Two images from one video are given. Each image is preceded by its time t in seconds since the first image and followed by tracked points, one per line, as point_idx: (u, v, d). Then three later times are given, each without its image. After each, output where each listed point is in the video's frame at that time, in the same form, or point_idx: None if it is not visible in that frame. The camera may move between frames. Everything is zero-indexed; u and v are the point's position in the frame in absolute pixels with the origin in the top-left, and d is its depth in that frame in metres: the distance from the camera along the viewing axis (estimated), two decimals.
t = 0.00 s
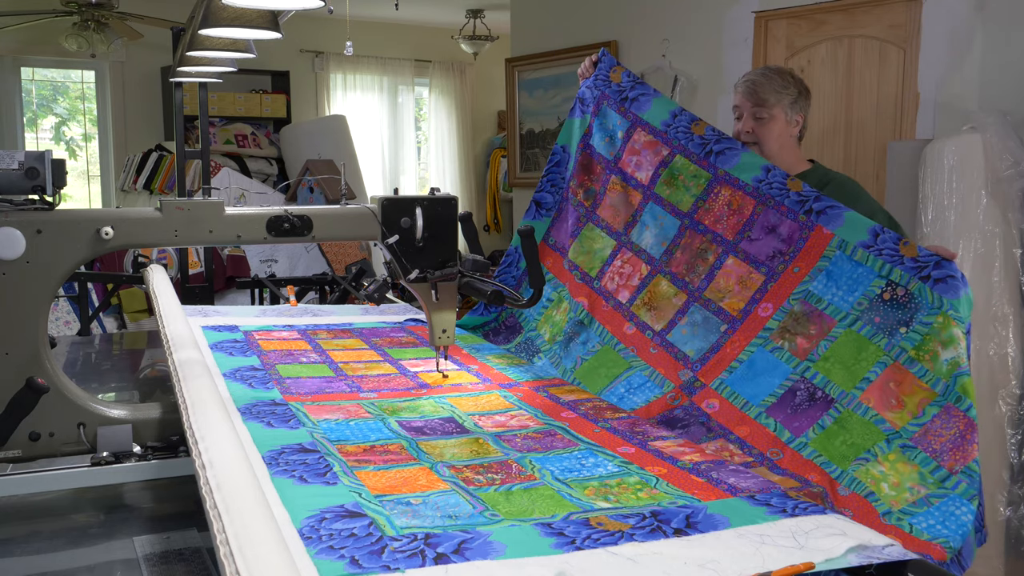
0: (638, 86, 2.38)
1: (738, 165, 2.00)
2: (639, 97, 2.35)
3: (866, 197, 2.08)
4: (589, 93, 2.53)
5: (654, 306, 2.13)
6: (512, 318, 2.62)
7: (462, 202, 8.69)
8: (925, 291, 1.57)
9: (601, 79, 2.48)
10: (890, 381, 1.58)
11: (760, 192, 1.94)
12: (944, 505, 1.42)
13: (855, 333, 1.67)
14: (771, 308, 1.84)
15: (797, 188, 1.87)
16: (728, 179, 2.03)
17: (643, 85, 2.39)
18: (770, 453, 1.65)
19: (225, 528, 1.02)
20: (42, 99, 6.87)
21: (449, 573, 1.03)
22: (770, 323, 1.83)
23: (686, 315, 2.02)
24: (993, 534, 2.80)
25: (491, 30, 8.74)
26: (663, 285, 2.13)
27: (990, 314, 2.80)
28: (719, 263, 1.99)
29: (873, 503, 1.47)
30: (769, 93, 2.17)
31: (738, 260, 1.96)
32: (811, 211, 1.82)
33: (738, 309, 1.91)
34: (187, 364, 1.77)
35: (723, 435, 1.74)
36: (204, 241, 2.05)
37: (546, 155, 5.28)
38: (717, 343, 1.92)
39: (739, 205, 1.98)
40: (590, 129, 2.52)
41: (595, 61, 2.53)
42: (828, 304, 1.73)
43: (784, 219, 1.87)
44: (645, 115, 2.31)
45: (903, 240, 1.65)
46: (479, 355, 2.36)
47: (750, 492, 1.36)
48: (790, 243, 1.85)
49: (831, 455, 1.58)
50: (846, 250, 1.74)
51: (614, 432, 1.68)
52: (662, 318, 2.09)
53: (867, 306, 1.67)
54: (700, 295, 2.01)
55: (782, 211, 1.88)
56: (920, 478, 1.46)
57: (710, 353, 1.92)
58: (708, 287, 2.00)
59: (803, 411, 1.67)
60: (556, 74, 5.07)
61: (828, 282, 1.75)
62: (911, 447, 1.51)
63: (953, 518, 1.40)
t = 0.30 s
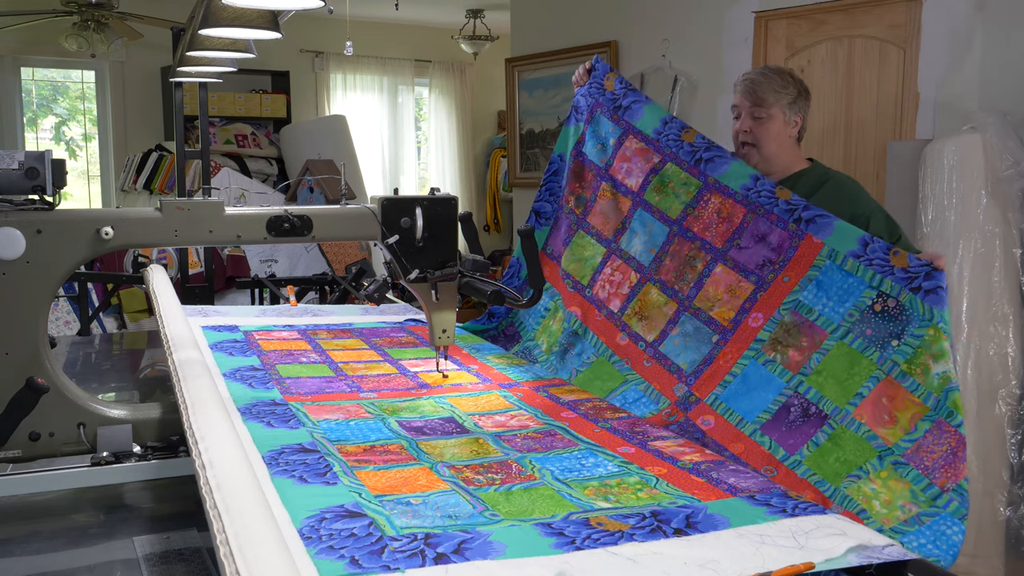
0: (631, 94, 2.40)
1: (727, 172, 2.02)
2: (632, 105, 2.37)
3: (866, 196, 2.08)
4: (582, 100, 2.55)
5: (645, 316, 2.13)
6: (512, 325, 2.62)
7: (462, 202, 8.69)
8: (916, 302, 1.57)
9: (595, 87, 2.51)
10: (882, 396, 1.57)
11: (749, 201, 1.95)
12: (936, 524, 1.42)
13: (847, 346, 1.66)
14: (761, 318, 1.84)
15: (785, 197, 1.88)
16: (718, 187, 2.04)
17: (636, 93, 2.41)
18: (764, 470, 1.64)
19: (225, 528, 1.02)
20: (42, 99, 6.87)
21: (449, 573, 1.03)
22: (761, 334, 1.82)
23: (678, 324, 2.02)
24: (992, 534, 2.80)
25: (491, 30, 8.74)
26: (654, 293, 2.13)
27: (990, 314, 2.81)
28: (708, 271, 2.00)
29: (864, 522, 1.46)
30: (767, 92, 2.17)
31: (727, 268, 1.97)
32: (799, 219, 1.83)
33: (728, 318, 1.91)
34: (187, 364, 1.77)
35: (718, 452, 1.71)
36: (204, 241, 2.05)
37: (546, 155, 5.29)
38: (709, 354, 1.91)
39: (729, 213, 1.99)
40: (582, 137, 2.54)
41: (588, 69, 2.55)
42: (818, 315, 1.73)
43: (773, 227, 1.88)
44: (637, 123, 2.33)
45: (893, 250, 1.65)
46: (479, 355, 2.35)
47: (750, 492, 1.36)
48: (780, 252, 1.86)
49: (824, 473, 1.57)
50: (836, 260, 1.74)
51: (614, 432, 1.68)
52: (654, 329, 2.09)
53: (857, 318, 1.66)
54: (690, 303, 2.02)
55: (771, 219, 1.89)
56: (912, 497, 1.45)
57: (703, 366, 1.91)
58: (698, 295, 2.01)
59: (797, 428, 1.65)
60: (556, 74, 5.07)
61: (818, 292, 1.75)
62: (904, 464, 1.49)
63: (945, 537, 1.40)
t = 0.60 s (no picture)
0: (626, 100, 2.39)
1: (721, 180, 2.02)
2: (627, 112, 2.36)
3: (861, 195, 2.08)
4: (578, 106, 2.54)
5: (637, 320, 2.13)
6: (512, 330, 2.62)
7: (462, 202, 8.69)
8: (906, 306, 1.58)
9: (590, 93, 2.50)
10: (872, 400, 1.57)
11: (744, 208, 1.95)
12: (925, 531, 1.43)
13: (838, 350, 1.66)
14: (754, 323, 1.83)
15: (779, 204, 1.87)
16: (713, 194, 2.03)
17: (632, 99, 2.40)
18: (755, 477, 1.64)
19: (226, 528, 1.02)
20: (42, 99, 6.87)
21: (449, 573, 1.03)
22: (753, 339, 1.82)
23: (670, 330, 2.02)
24: (993, 534, 2.81)
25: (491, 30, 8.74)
26: (646, 298, 2.13)
27: (990, 314, 2.81)
28: (702, 278, 2.00)
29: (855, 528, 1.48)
30: (761, 91, 2.18)
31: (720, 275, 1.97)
32: (793, 227, 1.83)
33: (721, 324, 1.91)
34: (187, 365, 1.77)
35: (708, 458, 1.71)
36: (204, 241, 2.05)
37: (546, 155, 5.29)
38: (701, 359, 1.91)
39: (724, 220, 1.99)
40: (577, 142, 2.53)
41: (583, 74, 2.54)
42: (810, 319, 1.73)
43: (767, 234, 1.87)
44: (632, 130, 2.32)
45: (883, 253, 1.65)
46: (479, 355, 2.35)
47: (750, 492, 1.36)
48: (773, 258, 1.86)
49: (815, 478, 1.57)
50: (829, 265, 1.74)
51: (614, 432, 1.68)
52: (645, 333, 2.09)
53: (848, 322, 1.67)
54: (683, 309, 2.01)
55: (765, 226, 1.89)
56: (902, 502, 1.47)
57: (694, 370, 1.91)
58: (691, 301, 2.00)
59: (788, 432, 1.66)
60: (556, 74, 5.07)
61: (809, 297, 1.75)
62: (893, 469, 1.50)
63: (935, 544, 1.41)
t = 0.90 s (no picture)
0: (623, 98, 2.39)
1: (718, 172, 2.02)
2: (625, 110, 2.37)
3: (861, 196, 2.07)
4: (577, 106, 2.55)
5: (642, 318, 2.13)
6: (512, 331, 2.62)
7: (462, 202, 8.68)
8: (910, 295, 1.56)
9: (589, 92, 2.50)
10: (877, 390, 1.57)
11: (742, 200, 1.95)
12: (932, 519, 1.42)
13: (842, 341, 1.65)
14: (757, 316, 1.84)
15: (777, 195, 1.87)
16: (711, 187, 2.04)
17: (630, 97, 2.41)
18: (763, 469, 1.64)
19: (225, 528, 1.02)
20: (42, 99, 6.87)
21: (449, 573, 1.03)
22: (757, 332, 1.82)
23: (674, 326, 2.02)
24: (993, 534, 2.81)
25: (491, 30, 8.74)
26: (650, 295, 2.13)
27: (990, 314, 2.81)
28: (703, 272, 2.00)
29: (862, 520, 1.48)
30: (758, 93, 2.17)
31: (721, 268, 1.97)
32: (792, 217, 1.82)
33: (725, 318, 1.91)
34: (187, 364, 1.77)
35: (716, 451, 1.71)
36: (204, 241, 2.05)
37: (546, 155, 5.29)
38: (706, 355, 1.91)
39: (723, 213, 1.99)
40: (577, 142, 2.53)
41: (581, 75, 2.55)
42: (814, 311, 1.72)
43: (767, 226, 1.88)
44: (631, 126, 2.33)
45: (885, 243, 1.64)
46: (478, 355, 2.36)
47: (750, 492, 1.36)
48: (774, 249, 1.86)
49: (822, 470, 1.57)
50: (830, 256, 1.73)
51: (614, 432, 1.68)
52: (651, 331, 2.09)
53: (852, 312, 1.66)
54: (687, 304, 2.02)
55: (764, 218, 1.89)
56: (909, 491, 1.46)
57: (700, 365, 1.91)
58: (694, 296, 2.01)
59: (795, 424, 1.65)
60: (556, 74, 5.08)
61: (812, 289, 1.75)
62: (900, 458, 1.50)
63: (941, 535, 1.40)
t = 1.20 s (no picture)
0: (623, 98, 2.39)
1: (722, 170, 2.02)
2: (625, 109, 2.37)
3: (862, 198, 2.07)
4: (578, 106, 2.55)
5: (649, 317, 2.13)
6: (512, 329, 2.62)
7: (462, 202, 8.68)
8: (913, 291, 1.56)
9: (590, 92, 2.51)
10: (880, 385, 1.57)
11: (747, 197, 1.94)
12: (937, 513, 1.42)
13: (846, 337, 1.65)
14: (762, 313, 1.83)
15: (781, 190, 1.86)
16: (715, 185, 2.04)
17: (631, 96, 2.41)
18: (767, 464, 1.64)
19: (225, 528, 1.02)
20: (42, 99, 6.86)
21: (449, 573, 1.03)
22: (760, 329, 1.82)
23: (680, 324, 2.02)
24: (993, 534, 2.81)
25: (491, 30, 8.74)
26: (657, 294, 2.13)
27: (990, 314, 2.81)
28: (709, 270, 2.00)
29: (866, 514, 1.47)
30: (759, 93, 2.17)
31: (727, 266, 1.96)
32: (796, 213, 1.82)
33: (730, 315, 1.91)
34: (187, 364, 1.77)
35: (720, 446, 1.72)
36: (204, 242, 2.05)
37: (546, 155, 5.29)
38: (711, 352, 1.91)
39: (727, 210, 1.99)
40: (579, 143, 2.54)
41: (581, 75, 2.55)
42: (817, 307, 1.72)
43: (770, 222, 1.87)
44: (633, 125, 2.33)
45: (889, 238, 1.63)
46: (479, 355, 2.35)
47: (750, 492, 1.36)
48: (778, 246, 1.85)
49: (825, 464, 1.57)
50: (833, 252, 1.73)
51: (614, 432, 1.68)
52: (657, 329, 2.09)
53: (855, 308, 1.66)
54: (693, 302, 2.01)
55: (768, 214, 1.88)
56: (913, 486, 1.46)
57: (705, 362, 1.91)
58: (700, 294, 2.01)
59: (798, 420, 1.66)
60: (556, 74, 5.08)
61: (816, 285, 1.74)
62: (904, 453, 1.49)
63: (945, 529, 1.40)
